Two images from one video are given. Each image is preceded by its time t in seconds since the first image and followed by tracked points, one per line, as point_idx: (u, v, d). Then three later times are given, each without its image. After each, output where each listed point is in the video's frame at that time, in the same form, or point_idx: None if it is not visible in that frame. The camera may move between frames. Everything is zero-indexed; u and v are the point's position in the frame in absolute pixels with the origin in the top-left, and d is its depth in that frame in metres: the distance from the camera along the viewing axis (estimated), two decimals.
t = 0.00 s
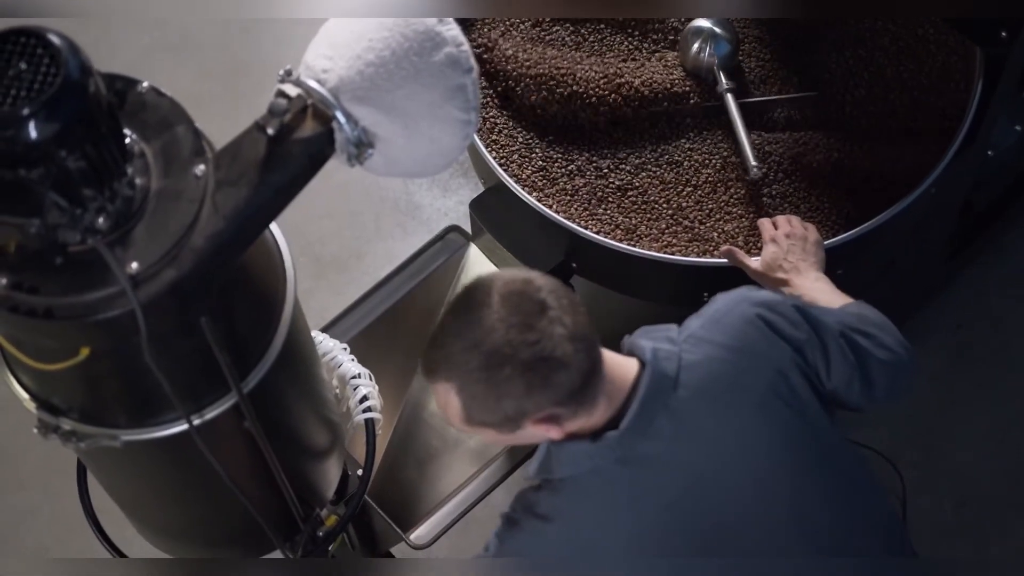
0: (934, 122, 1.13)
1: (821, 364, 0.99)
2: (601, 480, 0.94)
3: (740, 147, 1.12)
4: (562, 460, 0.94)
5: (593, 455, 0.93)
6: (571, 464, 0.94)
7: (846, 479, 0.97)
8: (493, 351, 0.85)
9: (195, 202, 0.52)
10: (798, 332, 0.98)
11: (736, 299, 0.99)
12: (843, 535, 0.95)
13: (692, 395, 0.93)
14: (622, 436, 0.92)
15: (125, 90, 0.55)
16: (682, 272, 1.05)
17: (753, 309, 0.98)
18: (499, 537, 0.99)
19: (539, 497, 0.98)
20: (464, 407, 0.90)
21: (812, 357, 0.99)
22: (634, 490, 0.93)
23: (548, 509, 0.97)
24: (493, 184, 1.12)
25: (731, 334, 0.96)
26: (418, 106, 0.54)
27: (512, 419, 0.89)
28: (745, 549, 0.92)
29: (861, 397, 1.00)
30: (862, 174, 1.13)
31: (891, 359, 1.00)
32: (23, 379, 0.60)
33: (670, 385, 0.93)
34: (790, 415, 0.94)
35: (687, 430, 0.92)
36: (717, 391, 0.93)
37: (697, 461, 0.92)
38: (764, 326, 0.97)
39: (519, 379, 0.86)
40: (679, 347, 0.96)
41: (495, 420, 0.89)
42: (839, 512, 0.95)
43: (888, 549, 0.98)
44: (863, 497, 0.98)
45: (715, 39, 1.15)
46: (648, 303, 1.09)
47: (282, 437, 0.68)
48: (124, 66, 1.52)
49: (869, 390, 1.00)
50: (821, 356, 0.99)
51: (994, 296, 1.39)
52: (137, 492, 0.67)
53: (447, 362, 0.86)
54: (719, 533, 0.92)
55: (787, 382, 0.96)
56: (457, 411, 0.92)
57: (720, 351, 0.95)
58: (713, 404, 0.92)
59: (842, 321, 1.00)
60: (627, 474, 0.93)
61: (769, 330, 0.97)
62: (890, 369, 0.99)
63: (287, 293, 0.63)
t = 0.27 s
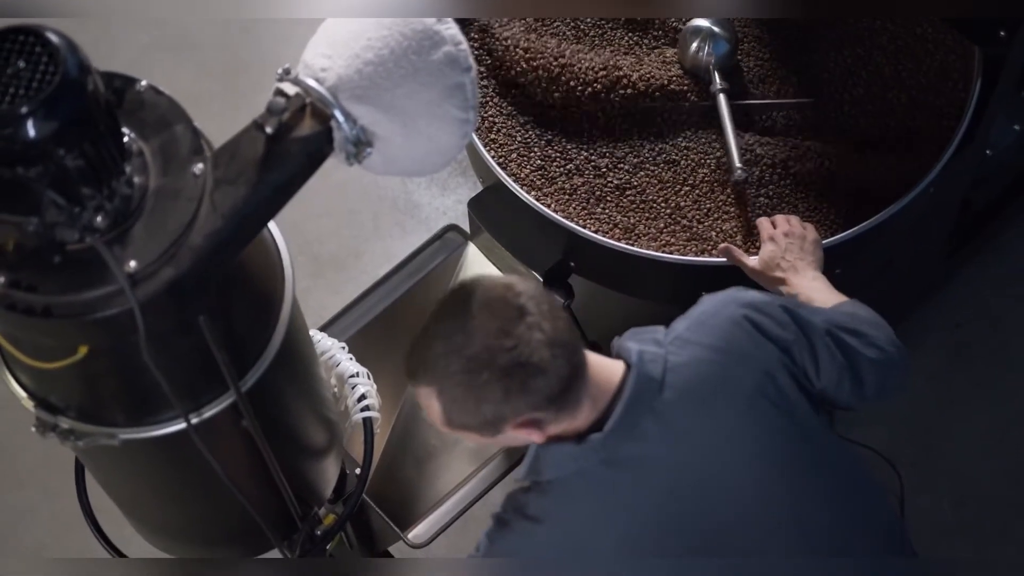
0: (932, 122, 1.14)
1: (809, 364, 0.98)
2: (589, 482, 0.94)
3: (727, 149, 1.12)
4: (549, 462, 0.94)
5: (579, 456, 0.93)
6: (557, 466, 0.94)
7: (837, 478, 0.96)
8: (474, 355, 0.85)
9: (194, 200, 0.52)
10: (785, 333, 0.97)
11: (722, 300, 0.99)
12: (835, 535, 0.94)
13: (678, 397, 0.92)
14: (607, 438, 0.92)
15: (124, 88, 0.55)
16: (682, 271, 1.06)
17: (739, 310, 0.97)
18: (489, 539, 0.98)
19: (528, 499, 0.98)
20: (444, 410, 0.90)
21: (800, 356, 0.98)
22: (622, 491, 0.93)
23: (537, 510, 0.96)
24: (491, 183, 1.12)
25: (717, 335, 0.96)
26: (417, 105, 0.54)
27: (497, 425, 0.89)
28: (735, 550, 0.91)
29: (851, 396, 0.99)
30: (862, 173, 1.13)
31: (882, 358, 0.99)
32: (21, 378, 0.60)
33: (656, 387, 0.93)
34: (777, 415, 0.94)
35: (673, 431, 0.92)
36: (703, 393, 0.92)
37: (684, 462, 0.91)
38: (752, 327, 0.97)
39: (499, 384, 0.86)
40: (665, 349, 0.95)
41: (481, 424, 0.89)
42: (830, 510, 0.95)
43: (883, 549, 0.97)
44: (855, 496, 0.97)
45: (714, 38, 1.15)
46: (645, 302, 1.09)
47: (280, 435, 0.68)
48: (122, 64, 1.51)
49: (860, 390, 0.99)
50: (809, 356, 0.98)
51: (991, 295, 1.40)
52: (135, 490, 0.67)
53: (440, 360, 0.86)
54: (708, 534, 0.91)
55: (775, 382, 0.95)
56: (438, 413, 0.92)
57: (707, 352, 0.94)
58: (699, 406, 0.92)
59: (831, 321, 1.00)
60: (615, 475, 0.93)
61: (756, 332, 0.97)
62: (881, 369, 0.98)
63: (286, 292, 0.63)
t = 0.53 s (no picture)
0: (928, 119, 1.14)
1: (793, 361, 0.98)
2: (573, 483, 0.94)
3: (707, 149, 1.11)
4: (532, 464, 0.94)
5: (562, 457, 0.92)
6: (540, 468, 0.94)
7: (824, 474, 0.96)
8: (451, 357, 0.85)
9: (189, 198, 0.52)
10: (768, 331, 0.97)
11: (704, 300, 0.98)
12: (823, 531, 0.94)
13: (659, 398, 0.92)
14: (587, 440, 0.92)
15: (119, 86, 0.55)
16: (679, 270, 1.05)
17: (721, 310, 0.97)
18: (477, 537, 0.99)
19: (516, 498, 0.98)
20: (421, 413, 0.89)
21: (784, 355, 0.98)
22: (607, 492, 0.93)
23: (524, 510, 0.97)
24: (487, 181, 1.12)
25: (698, 336, 0.95)
26: (413, 102, 0.54)
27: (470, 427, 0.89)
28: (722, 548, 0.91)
29: (838, 393, 0.98)
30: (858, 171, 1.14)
31: (869, 353, 0.98)
32: (16, 375, 0.60)
33: (636, 389, 0.92)
34: (761, 413, 0.94)
35: (654, 432, 0.92)
36: (684, 394, 0.92)
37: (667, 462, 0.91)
38: (734, 326, 0.96)
39: (474, 387, 0.85)
40: (647, 351, 0.95)
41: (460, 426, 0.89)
42: (817, 506, 0.95)
43: (874, 544, 0.97)
44: (843, 491, 0.97)
45: (711, 35, 1.15)
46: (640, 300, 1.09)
47: (275, 433, 0.68)
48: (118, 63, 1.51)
49: (847, 386, 0.98)
50: (793, 354, 0.97)
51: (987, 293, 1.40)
52: (131, 488, 0.67)
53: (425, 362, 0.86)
54: (695, 532, 0.91)
55: (758, 380, 0.95)
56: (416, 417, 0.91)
57: (688, 353, 0.94)
58: (680, 407, 0.92)
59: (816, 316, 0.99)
60: (599, 476, 0.93)
61: (738, 331, 0.96)
62: (867, 364, 0.97)
63: (282, 289, 0.63)
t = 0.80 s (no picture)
0: (925, 117, 1.14)
1: (781, 360, 0.98)
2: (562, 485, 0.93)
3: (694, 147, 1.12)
4: (519, 465, 0.94)
5: (549, 459, 0.92)
6: (527, 469, 0.93)
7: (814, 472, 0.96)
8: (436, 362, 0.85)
9: (186, 196, 0.52)
10: (755, 331, 0.97)
11: (690, 301, 0.99)
12: (814, 529, 0.94)
13: (646, 398, 0.92)
14: (572, 441, 0.91)
15: (115, 83, 0.55)
16: (677, 267, 1.05)
17: (707, 310, 0.97)
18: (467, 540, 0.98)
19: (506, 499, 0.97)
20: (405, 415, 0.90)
21: (771, 354, 0.98)
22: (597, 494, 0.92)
23: (513, 511, 0.96)
24: (484, 179, 1.12)
25: (684, 336, 0.96)
26: (408, 100, 0.54)
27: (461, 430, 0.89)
28: (713, 546, 0.91)
29: (827, 391, 0.99)
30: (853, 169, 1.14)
31: (858, 351, 0.98)
32: (12, 373, 0.59)
33: (623, 389, 0.92)
34: (749, 412, 0.94)
35: (642, 432, 0.91)
36: (671, 394, 0.92)
37: (657, 463, 0.91)
38: (720, 327, 0.97)
39: (459, 392, 0.86)
40: (633, 352, 0.95)
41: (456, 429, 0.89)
42: (808, 504, 0.95)
43: (866, 542, 0.97)
44: (834, 489, 0.97)
45: (707, 34, 1.16)
46: (638, 297, 1.09)
47: (270, 430, 0.67)
48: (115, 61, 1.51)
49: (837, 384, 0.99)
50: (781, 353, 0.98)
51: (983, 291, 1.41)
52: (128, 487, 0.67)
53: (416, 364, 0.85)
54: (687, 531, 0.91)
55: (746, 380, 0.95)
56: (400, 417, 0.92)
57: (674, 354, 0.94)
58: (667, 407, 0.92)
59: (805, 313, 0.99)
60: (588, 478, 0.92)
61: (724, 331, 0.96)
62: (857, 362, 0.98)
63: (278, 287, 0.63)
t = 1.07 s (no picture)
0: (922, 115, 1.15)
1: (771, 360, 0.98)
2: (552, 485, 0.93)
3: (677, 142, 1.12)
4: (508, 466, 0.94)
5: (537, 459, 0.92)
6: (516, 470, 0.93)
7: (805, 470, 0.96)
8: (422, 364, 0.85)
9: (182, 193, 0.52)
10: (743, 330, 0.97)
11: (677, 301, 0.99)
12: (806, 527, 0.94)
13: (634, 399, 0.92)
14: (559, 442, 0.91)
15: (111, 82, 0.55)
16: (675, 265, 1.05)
17: (695, 310, 0.97)
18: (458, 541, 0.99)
19: (499, 498, 0.97)
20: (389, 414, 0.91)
21: (760, 353, 0.98)
22: (586, 495, 0.92)
23: (504, 511, 0.96)
24: (481, 177, 1.12)
25: (672, 337, 0.95)
26: (405, 98, 0.54)
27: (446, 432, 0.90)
28: (707, 546, 0.91)
29: (818, 390, 0.98)
30: (850, 167, 1.14)
31: (847, 351, 0.98)
32: (8, 372, 0.59)
33: (609, 391, 0.91)
34: (738, 411, 0.94)
35: (630, 433, 0.91)
36: (659, 394, 0.92)
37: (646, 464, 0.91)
38: (708, 327, 0.96)
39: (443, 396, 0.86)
40: (621, 353, 0.95)
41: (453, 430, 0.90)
42: (799, 502, 0.95)
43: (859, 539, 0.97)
44: (826, 486, 0.97)
45: (704, 32, 1.15)
46: (635, 295, 1.09)
47: (267, 428, 0.67)
48: (113, 59, 1.52)
49: (828, 384, 0.98)
50: (770, 353, 0.97)
51: (978, 289, 1.41)
52: (125, 485, 0.67)
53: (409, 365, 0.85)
54: (679, 531, 0.91)
55: (735, 380, 0.95)
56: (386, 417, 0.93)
57: (662, 354, 0.94)
58: (655, 408, 0.91)
59: (794, 312, 0.98)
60: (577, 479, 0.92)
61: (713, 332, 0.96)
62: (847, 362, 0.97)
63: (275, 285, 0.63)
